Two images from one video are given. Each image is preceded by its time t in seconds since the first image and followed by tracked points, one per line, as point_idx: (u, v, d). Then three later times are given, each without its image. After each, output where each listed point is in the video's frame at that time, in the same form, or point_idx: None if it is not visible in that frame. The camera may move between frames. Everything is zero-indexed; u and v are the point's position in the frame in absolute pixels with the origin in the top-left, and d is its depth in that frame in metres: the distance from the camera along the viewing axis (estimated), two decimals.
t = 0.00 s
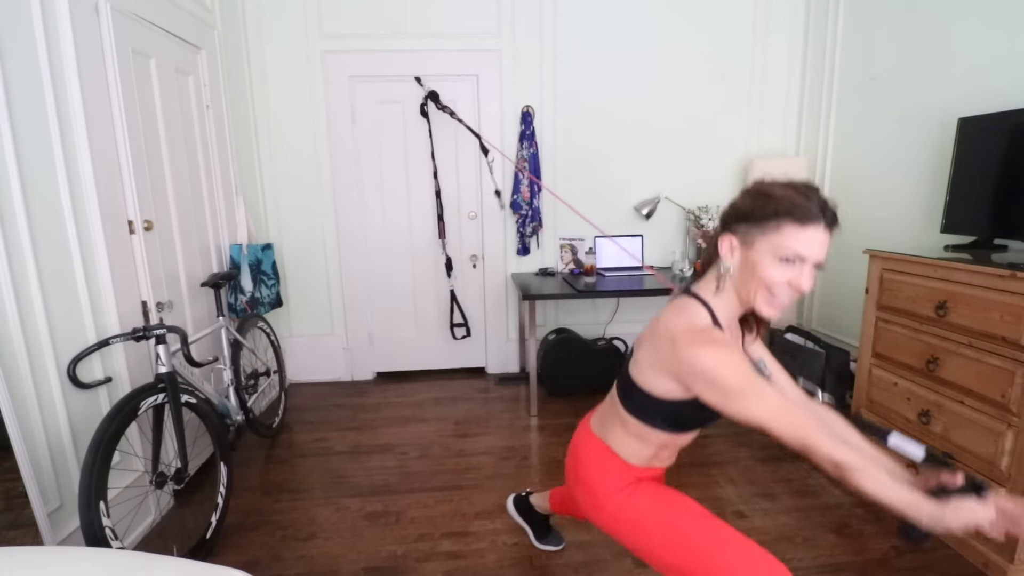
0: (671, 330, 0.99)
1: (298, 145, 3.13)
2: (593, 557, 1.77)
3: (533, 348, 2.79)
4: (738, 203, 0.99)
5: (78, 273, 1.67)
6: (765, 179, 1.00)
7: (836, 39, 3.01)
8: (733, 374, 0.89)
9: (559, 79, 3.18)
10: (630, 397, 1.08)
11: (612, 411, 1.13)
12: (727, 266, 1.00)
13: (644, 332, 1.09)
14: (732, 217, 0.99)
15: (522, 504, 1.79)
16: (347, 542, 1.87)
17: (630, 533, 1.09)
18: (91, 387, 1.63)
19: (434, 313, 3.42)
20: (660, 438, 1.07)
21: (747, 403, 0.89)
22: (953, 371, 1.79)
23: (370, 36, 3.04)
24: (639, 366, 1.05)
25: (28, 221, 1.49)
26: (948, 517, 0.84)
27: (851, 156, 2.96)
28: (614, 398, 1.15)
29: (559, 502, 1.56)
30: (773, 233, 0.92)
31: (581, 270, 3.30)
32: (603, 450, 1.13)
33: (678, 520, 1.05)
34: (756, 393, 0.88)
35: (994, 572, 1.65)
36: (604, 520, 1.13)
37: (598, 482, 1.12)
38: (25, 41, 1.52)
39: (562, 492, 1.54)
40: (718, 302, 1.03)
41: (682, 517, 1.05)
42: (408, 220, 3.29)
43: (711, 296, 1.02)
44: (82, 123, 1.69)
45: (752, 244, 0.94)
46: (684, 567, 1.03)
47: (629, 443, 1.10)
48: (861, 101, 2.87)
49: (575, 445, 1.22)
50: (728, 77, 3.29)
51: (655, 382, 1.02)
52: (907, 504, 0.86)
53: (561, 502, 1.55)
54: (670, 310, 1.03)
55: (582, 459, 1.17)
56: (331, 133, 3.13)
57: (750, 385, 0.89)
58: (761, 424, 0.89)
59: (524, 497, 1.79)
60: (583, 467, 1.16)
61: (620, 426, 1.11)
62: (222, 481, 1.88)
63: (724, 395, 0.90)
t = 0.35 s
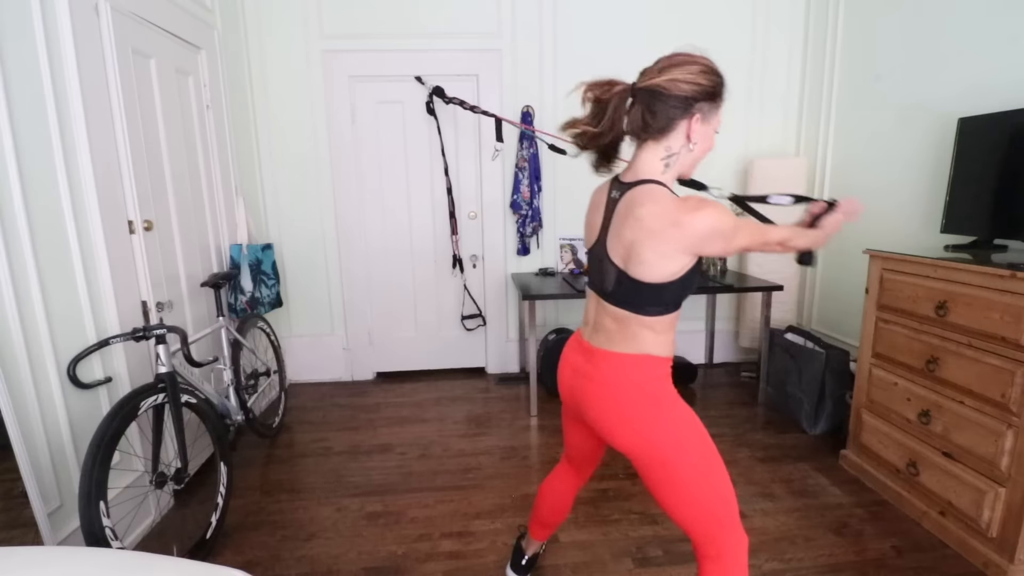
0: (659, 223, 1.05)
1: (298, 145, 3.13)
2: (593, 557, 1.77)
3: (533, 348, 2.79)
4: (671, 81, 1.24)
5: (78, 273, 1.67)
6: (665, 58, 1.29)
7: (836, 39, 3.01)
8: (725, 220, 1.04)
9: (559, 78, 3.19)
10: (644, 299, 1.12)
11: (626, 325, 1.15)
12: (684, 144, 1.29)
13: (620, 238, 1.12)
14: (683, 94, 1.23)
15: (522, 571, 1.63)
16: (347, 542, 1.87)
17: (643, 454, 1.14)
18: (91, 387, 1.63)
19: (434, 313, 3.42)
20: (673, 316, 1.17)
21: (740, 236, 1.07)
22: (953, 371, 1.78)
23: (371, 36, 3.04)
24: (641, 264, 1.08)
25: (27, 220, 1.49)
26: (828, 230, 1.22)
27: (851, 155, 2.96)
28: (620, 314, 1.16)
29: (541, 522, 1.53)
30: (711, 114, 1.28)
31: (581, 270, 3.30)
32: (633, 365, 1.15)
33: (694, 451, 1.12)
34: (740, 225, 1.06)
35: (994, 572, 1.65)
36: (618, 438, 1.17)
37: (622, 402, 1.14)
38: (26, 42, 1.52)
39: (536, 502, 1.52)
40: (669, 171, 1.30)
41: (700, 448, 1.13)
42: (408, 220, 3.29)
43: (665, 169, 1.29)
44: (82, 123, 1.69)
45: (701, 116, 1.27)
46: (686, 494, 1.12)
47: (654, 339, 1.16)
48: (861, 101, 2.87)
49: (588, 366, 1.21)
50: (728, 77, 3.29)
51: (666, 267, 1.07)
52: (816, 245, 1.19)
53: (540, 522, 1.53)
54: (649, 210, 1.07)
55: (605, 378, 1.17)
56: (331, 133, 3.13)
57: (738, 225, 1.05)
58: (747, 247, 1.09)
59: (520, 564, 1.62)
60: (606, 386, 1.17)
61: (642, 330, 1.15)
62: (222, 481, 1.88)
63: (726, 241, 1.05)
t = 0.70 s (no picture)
0: (654, 203, 1.16)
1: (298, 145, 3.13)
2: (594, 557, 1.77)
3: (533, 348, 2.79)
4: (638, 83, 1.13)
5: (78, 273, 1.67)
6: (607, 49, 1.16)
7: (836, 39, 3.01)
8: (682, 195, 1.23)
9: (559, 78, 3.18)
10: (641, 276, 1.20)
11: (622, 305, 1.20)
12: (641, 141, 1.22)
13: (617, 224, 1.15)
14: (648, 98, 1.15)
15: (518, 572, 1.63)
16: (347, 542, 1.87)
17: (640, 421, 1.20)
18: (91, 387, 1.63)
19: (435, 313, 3.42)
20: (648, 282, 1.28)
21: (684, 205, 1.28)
22: (953, 372, 1.79)
23: (370, 36, 3.04)
24: (641, 245, 1.16)
25: (28, 220, 1.49)
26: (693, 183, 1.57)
27: (851, 155, 2.96)
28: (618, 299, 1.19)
29: (532, 521, 1.53)
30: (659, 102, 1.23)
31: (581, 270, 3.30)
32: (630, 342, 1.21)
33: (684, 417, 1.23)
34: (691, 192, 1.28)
35: (994, 572, 1.65)
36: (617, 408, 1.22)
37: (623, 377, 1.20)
38: (26, 42, 1.52)
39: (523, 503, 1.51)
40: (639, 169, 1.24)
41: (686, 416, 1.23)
42: (408, 220, 3.29)
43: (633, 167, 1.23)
44: (82, 123, 1.69)
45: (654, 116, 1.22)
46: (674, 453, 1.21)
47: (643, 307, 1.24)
48: (861, 101, 2.87)
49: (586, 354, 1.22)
50: (729, 77, 3.29)
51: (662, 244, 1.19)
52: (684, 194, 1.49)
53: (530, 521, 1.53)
54: (644, 198, 1.15)
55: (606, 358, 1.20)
56: (332, 133, 3.13)
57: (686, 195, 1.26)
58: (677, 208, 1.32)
59: (515, 566, 1.62)
60: (607, 365, 1.20)
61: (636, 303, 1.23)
62: (222, 481, 1.88)
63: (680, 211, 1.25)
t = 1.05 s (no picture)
0: (640, 203, 1.15)
1: (298, 145, 3.13)
2: (594, 557, 1.77)
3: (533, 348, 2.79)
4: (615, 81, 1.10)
5: (78, 273, 1.67)
6: (598, 50, 1.13)
7: (836, 39, 3.01)
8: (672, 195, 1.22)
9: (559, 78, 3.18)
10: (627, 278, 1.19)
11: (611, 305, 1.20)
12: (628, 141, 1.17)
13: (602, 226, 1.14)
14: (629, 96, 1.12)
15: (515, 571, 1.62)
16: (347, 542, 1.87)
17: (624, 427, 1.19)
18: (91, 387, 1.63)
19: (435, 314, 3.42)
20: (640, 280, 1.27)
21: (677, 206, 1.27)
22: (953, 372, 1.79)
23: (370, 36, 3.04)
24: (626, 247, 1.16)
25: (28, 221, 1.49)
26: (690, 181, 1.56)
27: (851, 155, 2.96)
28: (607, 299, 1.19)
29: (525, 522, 1.53)
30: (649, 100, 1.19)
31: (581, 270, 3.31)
32: (620, 342, 1.20)
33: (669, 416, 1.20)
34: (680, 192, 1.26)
35: (994, 572, 1.65)
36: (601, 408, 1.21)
37: (611, 379, 1.18)
38: (27, 42, 1.52)
39: (518, 504, 1.51)
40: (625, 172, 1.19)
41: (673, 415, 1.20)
42: (408, 220, 3.29)
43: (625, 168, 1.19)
44: (83, 123, 1.69)
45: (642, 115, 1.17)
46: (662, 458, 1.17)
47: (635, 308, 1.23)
48: (861, 101, 2.87)
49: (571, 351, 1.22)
50: (729, 77, 3.29)
51: (648, 244, 1.18)
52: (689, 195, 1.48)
53: (525, 521, 1.53)
54: (627, 199, 1.14)
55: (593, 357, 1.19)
56: (332, 134, 3.13)
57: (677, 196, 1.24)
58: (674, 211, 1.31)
59: (508, 568, 1.62)
60: (599, 367, 1.19)
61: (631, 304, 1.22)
62: (222, 481, 1.88)
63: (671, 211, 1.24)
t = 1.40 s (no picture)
0: (635, 224, 1.06)
1: (298, 145, 3.13)
2: (593, 557, 1.77)
3: (532, 348, 2.79)
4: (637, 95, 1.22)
5: (78, 273, 1.67)
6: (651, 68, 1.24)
7: (836, 39, 3.00)
8: (701, 231, 1.00)
9: (559, 78, 3.18)
10: (616, 304, 1.12)
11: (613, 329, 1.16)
12: (648, 153, 1.23)
13: (599, 244, 1.14)
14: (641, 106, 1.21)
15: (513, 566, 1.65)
16: (347, 542, 1.87)
17: (629, 476, 1.12)
18: (91, 387, 1.63)
19: (434, 313, 3.42)
20: (653, 329, 1.14)
21: (720, 252, 1.00)
22: (953, 372, 1.79)
23: (370, 36, 3.04)
24: (613, 270, 1.10)
25: (28, 221, 1.49)
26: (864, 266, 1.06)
27: (851, 155, 2.96)
28: (602, 322, 1.17)
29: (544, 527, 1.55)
30: (680, 113, 1.18)
31: (581, 270, 3.31)
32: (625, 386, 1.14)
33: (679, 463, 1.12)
34: (723, 239, 1.00)
35: (995, 572, 1.64)
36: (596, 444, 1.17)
37: (617, 421, 1.14)
38: (28, 43, 1.52)
39: (541, 509, 1.53)
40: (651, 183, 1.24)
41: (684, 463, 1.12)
42: (408, 220, 3.29)
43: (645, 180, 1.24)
44: (83, 123, 1.69)
45: (667, 126, 1.18)
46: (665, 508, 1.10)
47: (633, 350, 1.14)
48: (861, 101, 2.86)
49: (577, 372, 1.22)
50: (729, 77, 3.29)
51: (637, 272, 1.07)
52: (842, 274, 1.05)
53: (541, 523, 1.55)
54: (620, 211, 1.12)
55: (597, 396, 1.16)
56: (331, 134, 3.13)
57: (716, 235, 1.00)
58: (731, 263, 1.02)
59: (506, 561, 1.65)
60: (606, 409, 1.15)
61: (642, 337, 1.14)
62: (222, 481, 1.88)
63: (697, 253, 1.00)
